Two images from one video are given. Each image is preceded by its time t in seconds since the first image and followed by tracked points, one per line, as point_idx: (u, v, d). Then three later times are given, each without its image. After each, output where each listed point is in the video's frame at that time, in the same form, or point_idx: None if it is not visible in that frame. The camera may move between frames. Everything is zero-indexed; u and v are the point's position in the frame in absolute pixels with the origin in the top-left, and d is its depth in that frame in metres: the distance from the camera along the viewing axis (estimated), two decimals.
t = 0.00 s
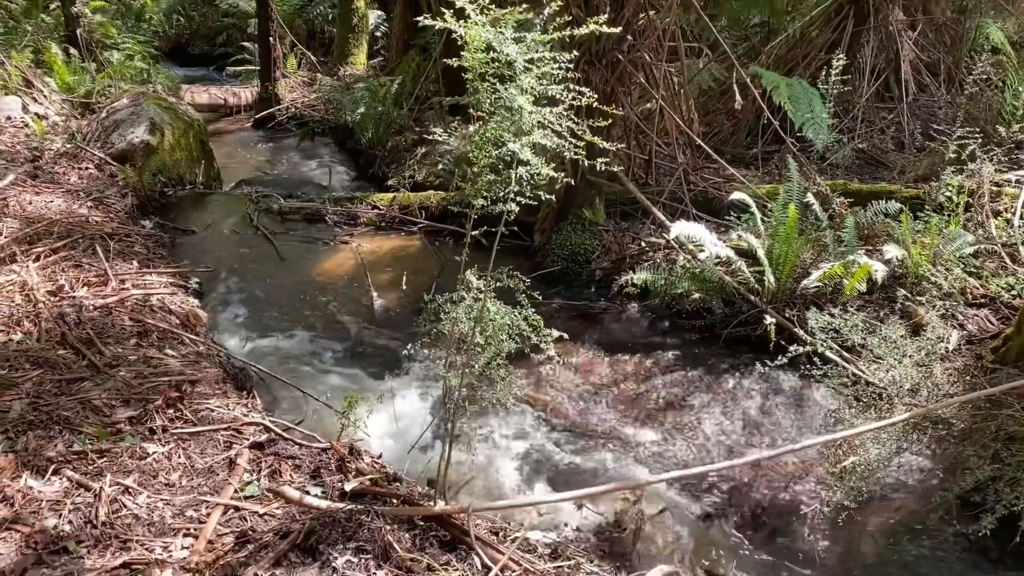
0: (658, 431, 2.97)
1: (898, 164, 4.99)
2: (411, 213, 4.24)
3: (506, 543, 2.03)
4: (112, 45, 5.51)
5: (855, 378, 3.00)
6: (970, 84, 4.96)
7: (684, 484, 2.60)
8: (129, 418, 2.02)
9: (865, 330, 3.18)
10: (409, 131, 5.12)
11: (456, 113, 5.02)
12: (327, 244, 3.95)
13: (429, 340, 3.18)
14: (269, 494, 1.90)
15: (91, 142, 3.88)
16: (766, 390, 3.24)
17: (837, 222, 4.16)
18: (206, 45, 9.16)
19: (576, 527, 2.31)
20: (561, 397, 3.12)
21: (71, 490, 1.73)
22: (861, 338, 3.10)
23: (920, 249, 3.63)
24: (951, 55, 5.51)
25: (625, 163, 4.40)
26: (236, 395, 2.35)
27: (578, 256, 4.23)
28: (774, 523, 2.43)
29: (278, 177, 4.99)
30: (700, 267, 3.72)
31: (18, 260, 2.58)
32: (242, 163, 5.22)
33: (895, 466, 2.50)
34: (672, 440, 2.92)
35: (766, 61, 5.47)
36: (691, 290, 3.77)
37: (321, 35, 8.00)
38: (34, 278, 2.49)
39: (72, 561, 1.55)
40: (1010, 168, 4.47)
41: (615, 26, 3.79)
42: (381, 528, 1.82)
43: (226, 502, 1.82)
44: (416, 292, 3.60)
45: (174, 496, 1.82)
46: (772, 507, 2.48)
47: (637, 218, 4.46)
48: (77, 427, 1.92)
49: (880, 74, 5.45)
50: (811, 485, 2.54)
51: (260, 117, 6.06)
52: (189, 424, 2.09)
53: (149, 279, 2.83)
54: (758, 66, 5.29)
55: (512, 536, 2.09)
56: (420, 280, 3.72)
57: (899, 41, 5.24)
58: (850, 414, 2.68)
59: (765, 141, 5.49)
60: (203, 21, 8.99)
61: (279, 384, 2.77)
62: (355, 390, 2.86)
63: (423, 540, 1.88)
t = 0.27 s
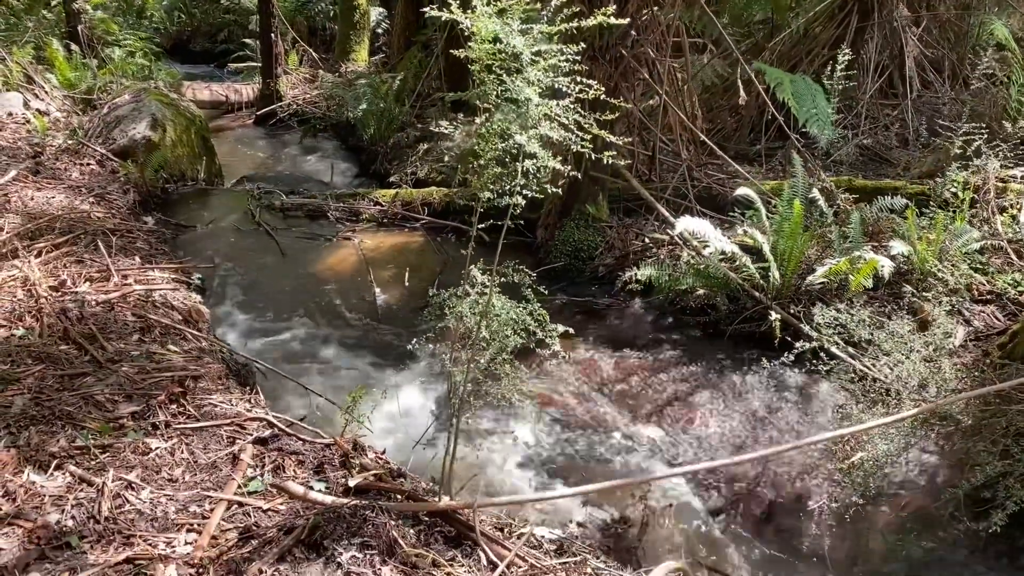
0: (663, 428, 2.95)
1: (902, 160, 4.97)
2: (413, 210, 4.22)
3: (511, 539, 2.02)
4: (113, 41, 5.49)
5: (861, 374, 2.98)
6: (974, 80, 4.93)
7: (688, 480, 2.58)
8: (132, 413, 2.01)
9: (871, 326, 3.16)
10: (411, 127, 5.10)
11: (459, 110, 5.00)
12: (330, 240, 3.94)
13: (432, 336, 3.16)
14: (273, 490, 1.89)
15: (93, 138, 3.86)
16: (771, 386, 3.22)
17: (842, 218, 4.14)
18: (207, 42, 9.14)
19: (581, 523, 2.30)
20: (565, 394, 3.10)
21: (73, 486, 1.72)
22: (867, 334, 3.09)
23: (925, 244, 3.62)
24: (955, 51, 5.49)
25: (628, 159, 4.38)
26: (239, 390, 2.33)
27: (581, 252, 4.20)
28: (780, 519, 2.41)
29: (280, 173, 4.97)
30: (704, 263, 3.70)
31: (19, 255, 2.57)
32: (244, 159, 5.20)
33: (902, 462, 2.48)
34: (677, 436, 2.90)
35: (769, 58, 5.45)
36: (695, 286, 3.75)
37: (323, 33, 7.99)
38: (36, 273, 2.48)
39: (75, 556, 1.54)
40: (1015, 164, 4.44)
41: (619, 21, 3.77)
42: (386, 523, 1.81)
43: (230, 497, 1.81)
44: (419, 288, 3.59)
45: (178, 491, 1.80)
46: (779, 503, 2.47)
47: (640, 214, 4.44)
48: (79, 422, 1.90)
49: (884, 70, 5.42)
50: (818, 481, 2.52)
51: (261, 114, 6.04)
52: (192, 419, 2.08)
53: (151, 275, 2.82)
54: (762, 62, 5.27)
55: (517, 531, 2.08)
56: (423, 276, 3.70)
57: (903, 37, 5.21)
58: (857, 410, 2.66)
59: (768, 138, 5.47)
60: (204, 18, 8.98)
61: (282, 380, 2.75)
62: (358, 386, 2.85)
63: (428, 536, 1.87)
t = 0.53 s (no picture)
0: (665, 425, 2.94)
1: (905, 156, 4.95)
2: (414, 206, 4.21)
3: (514, 536, 2.01)
4: (114, 38, 5.48)
5: (864, 371, 2.96)
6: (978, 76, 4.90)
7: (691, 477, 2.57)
8: (132, 410, 2.00)
9: (875, 322, 3.14)
10: (412, 124, 5.08)
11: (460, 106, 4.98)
12: (331, 236, 3.92)
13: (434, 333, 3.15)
14: (274, 487, 1.88)
15: (93, 135, 3.85)
16: (774, 383, 3.21)
17: (845, 214, 4.12)
18: (208, 39, 9.11)
19: (584, 521, 2.29)
20: (566, 391, 3.09)
21: (73, 483, 1.71)
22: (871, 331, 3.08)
23: (929, 240, 3.60)
24: (959, 47, 5.46)
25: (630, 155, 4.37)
26: (239, 387, 2.32)
27: (582, 249, 4.18)
28: (784, 517, 2.40)
29: (280, 170, 4.96)
30: (707, 260, 3.68)
31: (19, 252, 2.56)
32: (244, 156, 5.19)
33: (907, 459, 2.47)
34: (679, 432, 2.89)
35: (771, 53, 5.42)
36: (698, 283, 3.73)
37: (323, 29, 7.97)
38: (36, 270, 2.47)
39: (75, 554, 1.53)
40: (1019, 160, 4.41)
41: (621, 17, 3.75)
42: (388, 520, 1.80)
43: (231, 495, 1.80)
44: (420, 285, 3.58)
45: (178, 489, 1.79)
46: (783, 500, 2.46)
47: (643, 211, 4.42)
48: (80, 420, 1.89)
49: (887, 66, 5.39)
50: (822, 478, 2.51)
51: (262, 111, 6.02)
52: (193, 416, 2.07)
53: (151, 272, 2.81)
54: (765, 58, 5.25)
55: (520, 529, 2.07)
56: (424, 273, 3.69)
57: (907, 32, 5.21)
58: (861, 407, 2.65)
59: (770, 134, 5.45)
60: (204, 15, 8.96)
61: (283, 378, 2.74)
62: (359, 383, 2.84)
63: (430, 533, 1.86)
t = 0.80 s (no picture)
0: (667, 422, 2.94)
1: (908, 153, 4.92)
2: (416, 203, 4.20)
3: (515, 534, 2.00)
4: (114, 35, 5.45)
5: (867, 369, 2.95)
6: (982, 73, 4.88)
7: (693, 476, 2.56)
8: (132, 407, 1.99)
9: (878, 320, 3.13)
10: (413, 121, 5.07)
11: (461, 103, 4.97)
12: (332, 233, 3.91)
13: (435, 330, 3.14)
14: (274, 485, 1.87)
15: (93, 131, 3.84)
16: (776, 380, 3.20)
17: (848, 211, 4.10)
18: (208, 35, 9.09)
19: (585, 519, 2.28)
20: (568, 388, 3.09)
21: (73, 481, 1.70)
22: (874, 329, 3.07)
23: (932, 237, 3.58)
24: (962, 43, 5.43)
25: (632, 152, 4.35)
26: (240, 385, 2.31)
27: (584, 246, 4.18)
28: (787, 515, 2.39)
29: (281, 167, 4.94)
30: (709, 257, 3.67)
31: (19, 249, 2.55)
32: (245, 153, 5.17)
33: (910, 457, 2.46)
34: (681, 430, 2.89)
35: (774, 50, 5.40)
36: (700, 280, 3.72)
37: (324, 26, 7.94)
38: (36, 267, 2.46)
39: (74, 552, 1.53)
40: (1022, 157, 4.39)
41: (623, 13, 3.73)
42: (389, 519, 1.79)
43: (231, 493, 1.80)
44: (421, 282, 3.57)
45: (178, 487, 1.79)
46: (786, 498, 2.45)
47: (644, 208, 4.41)
48: (79, 417, 1.88)
49: (889, 63, 5.37)
50: (825, 477, 2.50)
51: (263, 108, 6.01)
52: (193, 414, 2.06)
53: (152, 269, 2.80)
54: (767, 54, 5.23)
55: (521, 527, 2.06)
56: (425, 270, 3.68)
57: (909, 28, 5.14)
58: (864, 405, 2.63)
59: (773, 131, 5.43)
60: (205, 12, 8.95)
61: (284, 375, 2.74)
62: (360, 380, 2.83)
63: (431, 532, 1.85)
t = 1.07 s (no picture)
0: (671, 423, 2.93)
1: (912, 152, 4.91)
2: (418, 202, 4.19)
3: (519, 535, 1.99)
4: (117, 33, 5.45)
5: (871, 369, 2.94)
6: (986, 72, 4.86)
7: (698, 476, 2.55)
8: (135, 407, 1.98)
9: (883, 320, 3.12)
10: (416, 120, 5.06)
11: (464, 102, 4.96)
12: (334, 232, 3.91)
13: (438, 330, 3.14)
14: (278, 485, 1.86)
15: (96, 130, 3.83)
16: (780, 381, 3.19)
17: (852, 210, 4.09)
18: (211, 34, 9.08)
19: (589, 519, 2.27)
20: (572, 387, 3.08)
21: (77, 481, 1.70)
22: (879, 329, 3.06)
23: (937, 237, 3.57)
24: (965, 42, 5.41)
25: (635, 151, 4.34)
26: (243, 384, 2.31)
27: (587, 245, 4.20)
28: (791, 516, 2.38)
29: (283, 165, 4.94)
30: (712, 257, 3.66)
31: (22, 248, 2.54)
32: (247, 152, 5.17)
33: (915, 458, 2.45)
34: (685, 430, 2.88)
35: (777, 49, 5.39)
36: (704, 280, 3.72)
37: (326, 24, 7.93)
38: (39, 266, 2.45)
39: (78, 553, 1.52)
40: None
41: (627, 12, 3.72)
42: (393, 519, 1.78)
43: (235, 493, 1.79)
44: (424, 281, 3.56)
45: (182, 487, 1.78)
46: (790, 498, 2.44)
47: (647, 207, 4.40)
48: (83, 417, 1.88)
49: (893, 62, 5.35)
50: (831, 477, 2.49)
51: (265, 106, 6.00)
52: (196, 413, 2.06)
53: (155, 268, 2.79)
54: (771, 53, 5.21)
55: (526, 528, 2.05)
56: (428, 269, 3.67)
57: (913, 27, 5.11)
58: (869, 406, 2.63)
59: (776, 130, 5.42)
60: (207, 11, 8.94)
61: (287, 374, 2.73)
62: (363, 380, 2.82)
63: (435, 532, 1.85)
